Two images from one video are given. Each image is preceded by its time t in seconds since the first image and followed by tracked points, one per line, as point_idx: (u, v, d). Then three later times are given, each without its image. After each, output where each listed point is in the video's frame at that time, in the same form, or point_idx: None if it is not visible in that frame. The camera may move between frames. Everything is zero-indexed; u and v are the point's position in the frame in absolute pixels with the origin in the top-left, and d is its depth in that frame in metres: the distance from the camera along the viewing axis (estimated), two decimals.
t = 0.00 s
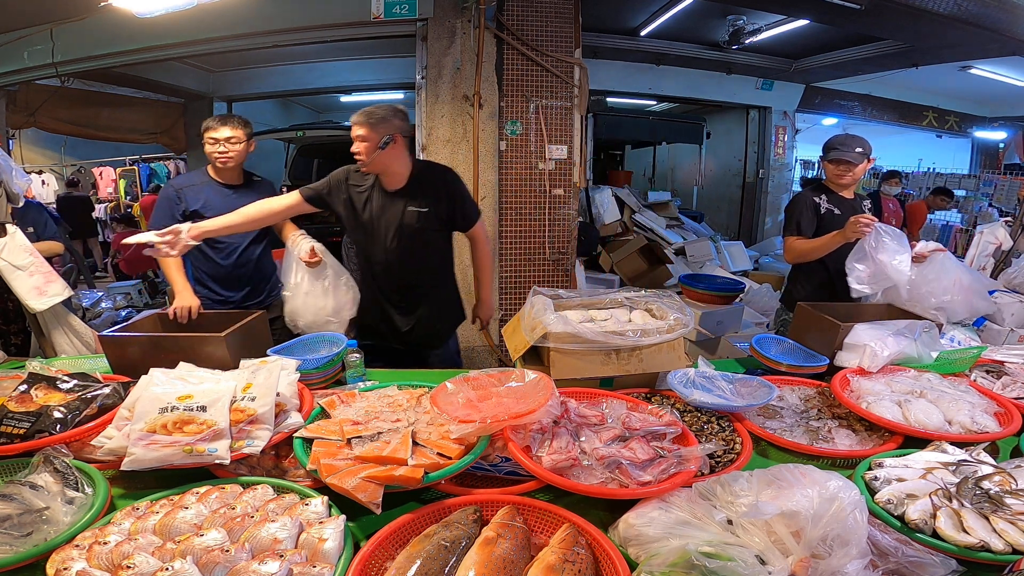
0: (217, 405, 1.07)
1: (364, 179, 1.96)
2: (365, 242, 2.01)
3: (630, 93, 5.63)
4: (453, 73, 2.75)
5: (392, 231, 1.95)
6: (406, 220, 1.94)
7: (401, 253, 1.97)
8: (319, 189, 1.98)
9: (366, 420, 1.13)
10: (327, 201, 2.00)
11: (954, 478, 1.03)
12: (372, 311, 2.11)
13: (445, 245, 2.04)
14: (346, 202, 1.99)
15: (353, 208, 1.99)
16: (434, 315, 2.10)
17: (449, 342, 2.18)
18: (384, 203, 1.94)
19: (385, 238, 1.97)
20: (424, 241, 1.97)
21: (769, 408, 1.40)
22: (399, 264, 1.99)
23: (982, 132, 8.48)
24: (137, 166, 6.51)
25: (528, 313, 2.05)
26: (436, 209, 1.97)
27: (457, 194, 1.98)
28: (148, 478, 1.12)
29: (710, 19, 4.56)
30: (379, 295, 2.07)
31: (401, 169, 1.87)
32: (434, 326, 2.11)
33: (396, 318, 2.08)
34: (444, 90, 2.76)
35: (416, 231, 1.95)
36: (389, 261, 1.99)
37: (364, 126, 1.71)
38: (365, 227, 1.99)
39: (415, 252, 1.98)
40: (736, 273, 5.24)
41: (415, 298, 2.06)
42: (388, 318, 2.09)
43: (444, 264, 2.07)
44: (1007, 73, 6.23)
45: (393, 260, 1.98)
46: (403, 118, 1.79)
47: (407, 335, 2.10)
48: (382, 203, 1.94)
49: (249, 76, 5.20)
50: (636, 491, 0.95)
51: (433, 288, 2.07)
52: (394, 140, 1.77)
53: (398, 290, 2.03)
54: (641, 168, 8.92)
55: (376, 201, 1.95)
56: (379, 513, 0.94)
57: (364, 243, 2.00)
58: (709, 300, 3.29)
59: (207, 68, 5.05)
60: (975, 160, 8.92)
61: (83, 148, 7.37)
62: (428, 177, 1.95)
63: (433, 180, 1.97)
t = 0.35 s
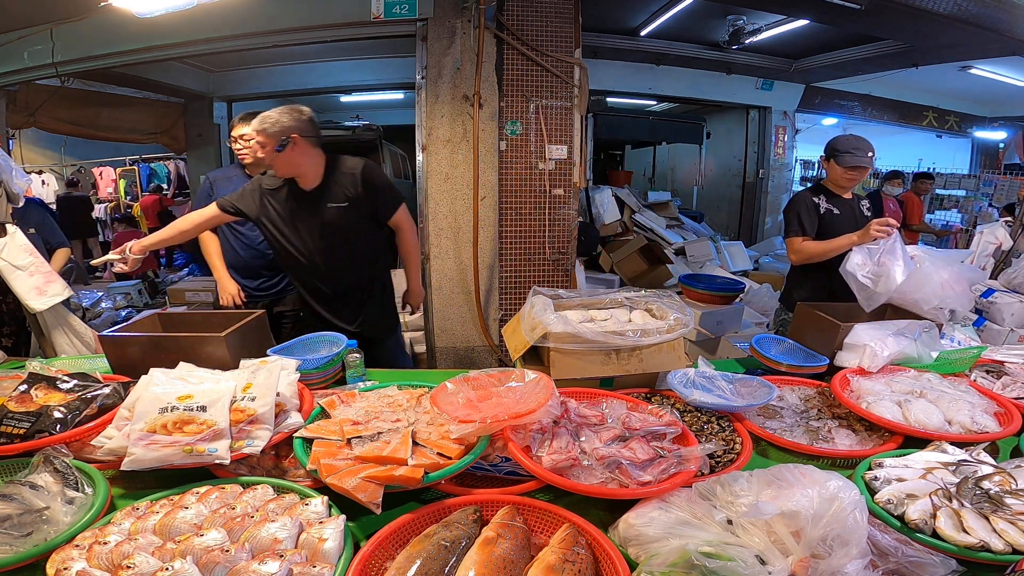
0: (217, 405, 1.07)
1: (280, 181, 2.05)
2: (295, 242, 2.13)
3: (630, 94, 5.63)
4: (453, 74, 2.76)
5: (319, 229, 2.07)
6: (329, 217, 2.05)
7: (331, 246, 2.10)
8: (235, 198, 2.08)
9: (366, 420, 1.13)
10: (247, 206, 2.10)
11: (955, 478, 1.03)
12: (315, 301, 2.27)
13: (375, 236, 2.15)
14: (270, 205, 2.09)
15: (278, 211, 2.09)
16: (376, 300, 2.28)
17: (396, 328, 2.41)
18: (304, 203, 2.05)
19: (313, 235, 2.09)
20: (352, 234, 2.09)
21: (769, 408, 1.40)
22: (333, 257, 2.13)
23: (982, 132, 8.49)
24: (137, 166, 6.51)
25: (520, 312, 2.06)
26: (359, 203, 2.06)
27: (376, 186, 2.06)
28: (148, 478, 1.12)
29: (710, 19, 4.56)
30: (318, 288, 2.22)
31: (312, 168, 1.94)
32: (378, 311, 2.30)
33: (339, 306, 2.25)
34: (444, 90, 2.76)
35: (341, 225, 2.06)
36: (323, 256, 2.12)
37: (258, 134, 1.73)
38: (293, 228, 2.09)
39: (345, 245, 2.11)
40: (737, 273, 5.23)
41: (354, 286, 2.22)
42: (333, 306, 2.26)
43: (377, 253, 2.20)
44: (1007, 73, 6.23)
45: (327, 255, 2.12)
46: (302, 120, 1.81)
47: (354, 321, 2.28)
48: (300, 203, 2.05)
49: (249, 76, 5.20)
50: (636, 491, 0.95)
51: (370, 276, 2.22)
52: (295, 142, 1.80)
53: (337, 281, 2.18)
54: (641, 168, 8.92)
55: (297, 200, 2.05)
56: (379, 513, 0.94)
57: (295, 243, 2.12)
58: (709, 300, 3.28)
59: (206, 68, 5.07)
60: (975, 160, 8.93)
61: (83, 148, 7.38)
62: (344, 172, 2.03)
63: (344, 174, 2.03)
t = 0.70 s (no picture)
0: (217, 405, 1.07)
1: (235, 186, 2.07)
2: (258, 245, 2.15)
3: (630, 94, 5.63)
4: (453, 73, 2.76)
5: (278, 232, 2.09)
6: (287, 218, 2.07)
7: (293, 247, 2.12)
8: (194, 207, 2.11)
9: (366, 420, 1.13)
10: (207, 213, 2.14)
11: (955, 478, 1.03)
12: (285, 303, 2.30)
13: (336, 234, 2.18)
14: (229, 211, 2.12)
15: (238, 216, 2.12)
16: (346, 298, 2.30)
17: (377, 323, 2.43)
18: (262, 208, 2.06)
19: (274, 237, 2.11)
20: (312, 233, 2.11)
21: (769, 408, 1.40)
22: (296, 258, 2.15)
23: (982, 132, 8.49)
24: (137, 166, 6.52)
25: (518, 312, 2.06)
26: (316, 203, 2.08)
27: (331, 185, 2.07)
28: (148, 478, 1.12)
29: (710, 19, 4.56)
30: (287, 289, 2.24)
31: (262, 172, 1.93)
32: (351, 310, 2.32)
33: (310, 306, 2.28)
34: (444, 90, 2.76)
35: (301, 226, 2.08)
36: (287, 256, 2.15)
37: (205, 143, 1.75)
38: (254, 231, 2.12)
39: (307, 246, 2.13)
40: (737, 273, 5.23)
41: (322, 285, 2.24)
42: (306, 306, 2.28)
43: (341, 251, 2.23)
44: (1007, 73, 6.22)
45: (292, 256, 2.14)
46: (249, 126, 1.81)
47: (331, 318, 2.32)
48: (259, 208, 2.07)
49: (249, 75, 5.20)
50: (636, 491, 0.95)
51: (337, 275, 2.25)
52: (241, 149, 1.80)
53: (304, 282, 2.21)
54: (641, 168, 8.92)
55: (254, 204, 2.07)
56: (379, 513, 0.94)
57: (258, 246, 2.15)
58: (709, 300, 3.28)
59: (206, 68, 5.09)
60: (976, 160, 8.93)
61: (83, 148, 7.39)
62: (298, 173, 2.05)
63: (299, 177, 2.05)
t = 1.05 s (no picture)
0: (217, 405, 1.07)
1: (217, 189, 2.06)
2: (245, 247, 2.14)
3: (630, 94, 5.63)
4: (453, 73, 2.76)
5: (264, 235, 2.09)
6: (271, 219, 2.06)
7: (279, 248, 2.11)
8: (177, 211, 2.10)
9: (366, 420, 1.13)
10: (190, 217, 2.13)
11: (955, 478, 1.03)
12: (276, 303, 2.29)
13: (322, 233, 2.17)
14: (212, 214, 2.11)
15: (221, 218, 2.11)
16: (336, 295, 2.29)
17: (370, 319, 2.44)
18: (246, 210, 2.06)
19: (260, 238, 2.10)
20: (296, 233, 2.10)
21: (769, 408, 1.40)
22: (282, 258, 2.14)
23: (982, 132, 8.49)
24: (137, 166, 6.52)
25: (518, 312, 2.06)
26: (300, 203, 2.07)
27: (314, 184, 2.06)
28: (148, 478, 1.12)
29: (710, 19, 4.56)
30: (276, 288, 2.24)
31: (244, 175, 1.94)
32: (341, 308, 2.31)
33: (301, 305, 2.27)
34: (444, 90, 2.76)
35: (285, 226, 2.07)
36: (273, 256, 2.13)
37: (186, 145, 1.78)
38: (239, 234, 2.12)
39: (294, 246, 2.12)
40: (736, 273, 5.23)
41: (310, 284, 2.22)
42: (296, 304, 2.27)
43: (328, 250, 2.22)
44: (1006, 73, 6.22)
45: (279, 256, 2.13)
46: (230, 129, 1.83)
47: (321, 316, 2.31)
48: (243, 210, 2.06)
49: (249, 75, 5.20)
50: (636, 491, 0.95)
51: (325, 274, 2.24)
52: (223, 151, 1.80)
53: (293, 283, 2.20)
54: (641, 168, 8.92)
55: (238, 206, 2.07)
56: (378, 514, 0.94)
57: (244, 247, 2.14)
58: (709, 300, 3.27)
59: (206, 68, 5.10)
60: (976, 160, 8.93)
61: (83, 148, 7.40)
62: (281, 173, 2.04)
63: (283, 177, 2.05)
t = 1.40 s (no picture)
0: (217, 405, 1.07)
1: (211, 192, 2.04)
2: (244, 248, 2.13)
3: (630, 94, 5.63)
4: (453, 73, 2.76)
5: (263, 236, 2.08)
6: (270, 220, 2.05)
7: (279, 248, 2.11)
8: (169, 216, 2.06)
9: (366, 420, 1.13)
10: (183, 222, 2.09)
11: (955, 478, 1.03)
12: (278, 302, 2.29)
13: (321, 232, 2.17)
14: (208, 217, 2.09)
15: (217, 221, 2.09)
16: (338, 291, 2.30)
17: (375, 311, 2.45)
18: (244, 213, 2.05)
19: (258, 239, 2.09)
20: (296, 232, 2.10)
21: (769, 408, 1.40)
22: (283, 258, 2.13)
23: (982, 132, 8.48)
24: (137, 166, 6.52)
25: (519, 312, 2.06)
26: (298, 202, 2.07)
27: (312, 184, 2.07)
28: (148, 478, 1.12)
29: (710, 19, 4.56)
30: (277, 287, 2.23)
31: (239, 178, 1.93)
32: (346, 301, 2.31)
33: (306, 303, 2.27)
34: (444, 90, 2.76)
35: (284, 226, 2.07)
36: (273, 256, 2.13)
37: (176, 154, 1.76)
38: (236, 236, 2.10)
39: (294, 246, 2.12)
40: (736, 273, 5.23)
41: (311, 283, 2.22)
42: (299, 302, 2.27)
43: (328, 248, 2.23)
44: (1007, 73, 6.22)
45: (279, 256, 2.13)
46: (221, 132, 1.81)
47: (327, 309, 2.30)
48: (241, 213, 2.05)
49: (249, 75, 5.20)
50: (636, 491, 0.95)
51: (325, 273, 2.24)
52: (216, 154, 1.79)
53: (294, 282, 2.20)
54: (641, 168, 8.92)
55: (235, 208, 2.05)
56: (378, 514, 0.94)
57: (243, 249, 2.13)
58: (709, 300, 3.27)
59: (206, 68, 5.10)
60: (975, 160, 8.93)
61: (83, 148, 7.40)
62: (276, 174, 2.04)
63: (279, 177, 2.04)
